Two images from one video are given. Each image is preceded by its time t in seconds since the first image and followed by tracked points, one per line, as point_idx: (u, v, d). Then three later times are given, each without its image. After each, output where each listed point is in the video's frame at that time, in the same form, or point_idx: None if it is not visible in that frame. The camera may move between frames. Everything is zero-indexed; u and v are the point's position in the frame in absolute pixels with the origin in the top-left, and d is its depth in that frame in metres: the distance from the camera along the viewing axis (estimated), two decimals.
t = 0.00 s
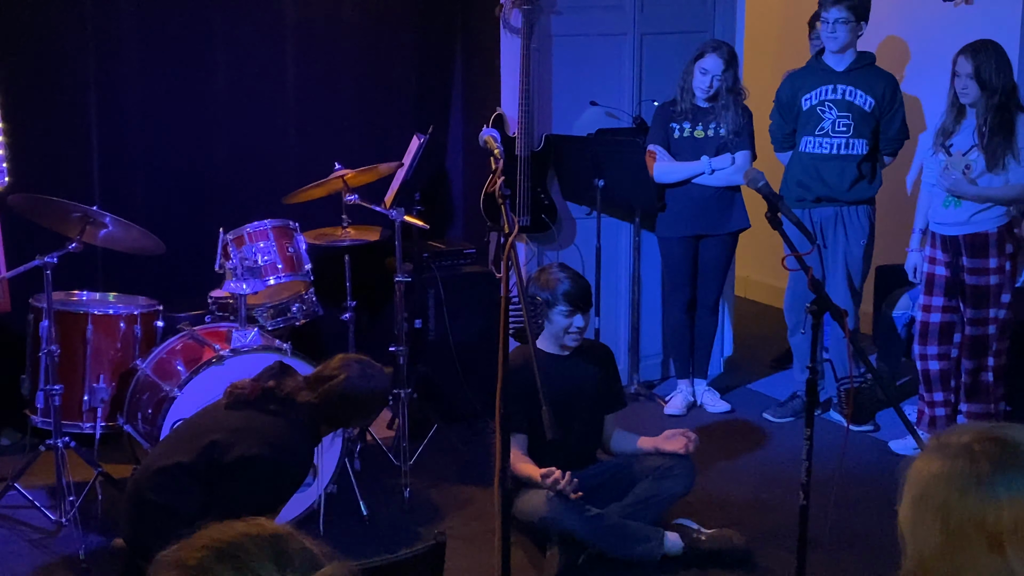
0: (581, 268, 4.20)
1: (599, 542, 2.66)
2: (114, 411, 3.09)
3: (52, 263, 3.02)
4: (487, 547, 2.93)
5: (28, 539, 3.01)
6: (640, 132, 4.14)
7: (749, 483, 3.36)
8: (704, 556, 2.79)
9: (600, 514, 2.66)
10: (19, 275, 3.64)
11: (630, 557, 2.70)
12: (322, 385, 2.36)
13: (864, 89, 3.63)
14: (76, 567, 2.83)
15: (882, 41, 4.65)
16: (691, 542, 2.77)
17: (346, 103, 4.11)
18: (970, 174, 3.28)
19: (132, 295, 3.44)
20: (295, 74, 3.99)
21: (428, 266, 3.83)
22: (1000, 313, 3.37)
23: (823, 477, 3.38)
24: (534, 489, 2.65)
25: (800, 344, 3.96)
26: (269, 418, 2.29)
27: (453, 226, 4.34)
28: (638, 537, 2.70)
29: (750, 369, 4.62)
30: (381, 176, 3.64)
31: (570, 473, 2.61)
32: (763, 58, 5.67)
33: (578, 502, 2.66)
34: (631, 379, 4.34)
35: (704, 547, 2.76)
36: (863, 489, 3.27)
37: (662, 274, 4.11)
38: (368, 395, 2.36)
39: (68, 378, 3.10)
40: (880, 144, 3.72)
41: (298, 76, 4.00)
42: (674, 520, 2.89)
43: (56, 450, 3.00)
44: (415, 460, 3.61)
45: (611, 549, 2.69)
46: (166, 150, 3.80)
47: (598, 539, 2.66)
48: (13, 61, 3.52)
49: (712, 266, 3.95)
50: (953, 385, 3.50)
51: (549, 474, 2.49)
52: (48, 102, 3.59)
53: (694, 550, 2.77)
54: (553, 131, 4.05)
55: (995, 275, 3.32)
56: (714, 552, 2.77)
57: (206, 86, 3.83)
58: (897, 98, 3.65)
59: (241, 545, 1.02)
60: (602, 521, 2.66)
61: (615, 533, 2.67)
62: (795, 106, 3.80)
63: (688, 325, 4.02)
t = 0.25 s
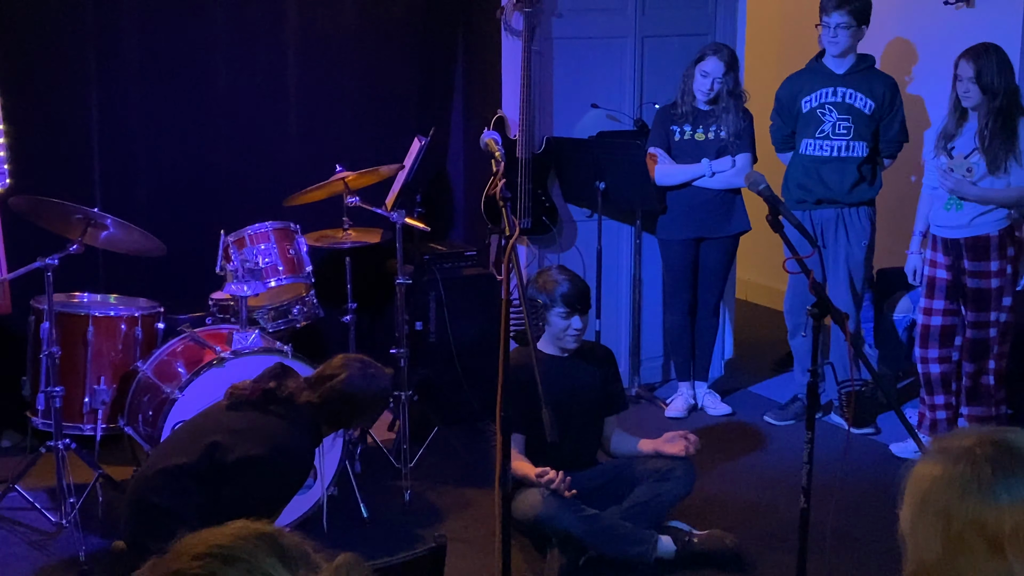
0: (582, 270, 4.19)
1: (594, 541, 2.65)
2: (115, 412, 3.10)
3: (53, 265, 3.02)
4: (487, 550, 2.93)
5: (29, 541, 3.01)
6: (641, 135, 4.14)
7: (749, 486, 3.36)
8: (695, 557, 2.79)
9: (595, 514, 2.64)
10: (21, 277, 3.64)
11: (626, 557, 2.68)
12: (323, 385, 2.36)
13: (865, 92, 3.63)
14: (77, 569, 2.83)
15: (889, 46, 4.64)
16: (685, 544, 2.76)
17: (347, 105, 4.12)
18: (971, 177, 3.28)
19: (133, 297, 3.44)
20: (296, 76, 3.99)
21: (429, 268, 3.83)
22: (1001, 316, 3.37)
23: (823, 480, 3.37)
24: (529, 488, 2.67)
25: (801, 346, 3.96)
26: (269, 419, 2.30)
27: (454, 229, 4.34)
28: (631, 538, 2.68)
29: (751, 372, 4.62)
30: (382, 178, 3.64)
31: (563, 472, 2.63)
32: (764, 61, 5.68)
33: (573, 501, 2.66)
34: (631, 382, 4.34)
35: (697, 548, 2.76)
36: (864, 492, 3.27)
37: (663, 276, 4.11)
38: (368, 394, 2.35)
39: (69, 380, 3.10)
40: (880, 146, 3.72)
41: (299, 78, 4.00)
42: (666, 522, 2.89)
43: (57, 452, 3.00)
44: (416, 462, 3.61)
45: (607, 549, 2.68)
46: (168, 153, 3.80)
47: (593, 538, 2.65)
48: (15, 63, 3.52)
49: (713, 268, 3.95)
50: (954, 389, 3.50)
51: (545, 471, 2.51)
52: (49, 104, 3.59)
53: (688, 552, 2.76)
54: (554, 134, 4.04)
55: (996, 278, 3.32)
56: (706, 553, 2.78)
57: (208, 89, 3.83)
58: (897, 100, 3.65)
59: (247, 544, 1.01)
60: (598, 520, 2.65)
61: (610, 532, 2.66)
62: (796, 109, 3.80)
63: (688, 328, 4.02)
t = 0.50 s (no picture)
0: (583, 271, 4.19)
1: (601, 544, 2.62)
2: (115, 413, 3.10)
3: (54, 266, 3.02)
4: (488, 551, 2.93)
5: (29, 542, 3.00)
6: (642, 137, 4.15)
7: (749, 488, 3.35)
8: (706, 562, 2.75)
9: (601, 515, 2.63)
10: (21, 278, 3.64)
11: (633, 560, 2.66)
12: (321, 384, 2.36)
13: (866, 93, 3.63)
14: (77, 569, 2.83)
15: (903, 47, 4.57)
16: (691, 548, 2.74)
17: (348, 106, 4.12)
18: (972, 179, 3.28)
19: (133, 298, 3.44)
20: (297, 78, 3.99)
21: (429, 270, 3.83)
22: (1001, 319, 3.37)
23: (824, 482, 3.37)
24: (536, 489, 2.64)
25: (802, 348, 3.96)
26: (268, 420, 2.30)
27: (454, 230, 4.34)
28: (639, 540, 2.66)
29: (752, 374, 4.61)
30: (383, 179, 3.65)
31: (570, 472, 2.63)
32: (765, 63, 5.68)
33: (578, 503, 2.65)
34: (632, 384, 4.34)
35: (705, 551, 2.74)
36: (865, 494, 3.26)
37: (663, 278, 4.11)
38: (369, 392, 2.35)
39: (70, 381, 3.10)
40: (882, 147, 3.72)
41: (300, 79, 4.00)
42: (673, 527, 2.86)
43: (57, 453, 3.00)
44: (417, 463, 3.61)
45: (612, 553, 2.64)
46: (168, 154, 3.81)
47: (601, 540, 2.62)
48: (15, 64, 3.52)
49: (714, 270, 3.95)
50: (955, 391, 3.49)
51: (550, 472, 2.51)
52: (50, 106, 3.59)
53: (697, 555, 2.73)
54: (555, 135, 4.04)
55: (997, 280, 3.32)
56: (717, 557, 2.75)
57: (208, 90, 3.83)
58: (898, 101, 3.65)
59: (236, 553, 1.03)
60: (603, 522, 2.63)
61: (615, 535, 2.63)
62: (797, 111, 3.80)
63: (689, 329, 4.02)
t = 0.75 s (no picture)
0: (584, 273, 4.19)
1: (605, 546, 2.62)
2: (116, 414, 3.09)
3: (55, 266, 3.01)
4: (488, 553, 2.92)
5: (29, 543, 3.00)
6: (643, 138, 4.15)
7: (750, 489, 3.35)
8: (711, 563, 2.75)
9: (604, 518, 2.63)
10: (22, 278, 3.64)
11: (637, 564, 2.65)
12: (320, 383, 2.37)
13: (869, 94, 3.63)
14: (77, 570, 2.83)
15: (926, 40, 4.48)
16: (693, 550, 2.74)
17: (349, 107, 4.12)
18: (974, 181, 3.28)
19: (134, 299, 3.44)
20: (299, 79, 4.00)
21: (431, 271, 3.83)
22: (1002, 321, 3.37)
23: (824, 484, 3.37)
24: (539, 491, 2.64)
25: (804, 349, 3.95)
26: (268, 420, 2.30)
27: (455, 231, 4.34)
28: (645, 543, 2.65)
29: (753, 375, 4.61)
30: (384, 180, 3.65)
31: (573, 475, 2.61)
32: (766, 65, 5.68)
33: (581, 505, 2.65)
34: (633, 386, 4.34)
35: (707, 555, 2.74)
36: (865, 497, 3.26)
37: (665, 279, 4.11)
38: (369, 391, 2.37)
39: (70, 381, 3.10)
40: (885, 148, 3.72)
41: (301, 80, 4.00)
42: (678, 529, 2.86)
43: (57, 454, 3.00)
44: (418, 465, 3.61)
45: (615, 556, 2.64)
46: (170, 155, 3.81)
47: (604, 543, 2.62)
48: (16, 65, 3.52)
49: (715, 271, 3.94)
50: (956, 393, 3.49)
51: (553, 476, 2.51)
52: (51, 106, 3.60)
53: (698, 558, 2.74)
54: (557, 136, 4.04)
55: (998, 282, 3.32)
56: (718, 560, 2.75)
57: (209, 91, 3.84)
58: (901, 102, 3.66)
59: (223, 557, 1.03)
60: (606, 525, 2.63)
61: (617, 538, 2.63)
62: (800, 113, 3.79)
63: (690, 331, 4.02)
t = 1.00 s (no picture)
0: (585, 274, 4.19)
1: (601, 548, 2.63)
2: (117, 414, 3.09)
3: (55, 267, 3.01)
4: (489, 554, 2.92)
5: (30, 543, 3.00)
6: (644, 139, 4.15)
7: (751, 491, 3.35)
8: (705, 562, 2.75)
9: (600, 520, 2.63)
10: (23, 279, 3.64)
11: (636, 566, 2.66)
12: (320, 383, 2.37)
13: (871, 95, 3.64)
14: (77, 571, 2.83)
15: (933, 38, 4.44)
16: (690, 548, 2.74)
17: (350, 107, 4.12)
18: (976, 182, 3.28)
19: (134, 300, 3.45)
20: (300, 80, 4.00)
21: (431, 272, 3.82)
22: (1003, 323, 3.37)
23: (825, 485, 3.37)
24: (534, 496, 2.65)
25: (806, 350, 3.96)
26: (269, 421, 2.29)
27: (456, 232, 4.35)
28: (638, 542, 2.65)
29: (754, 376, 4.61)
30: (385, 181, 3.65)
31: (567, 480, 2.61)
32: (767, 66, 5.68)
33: (576, 509, 2.64)
34: (634, 387, 4.34)
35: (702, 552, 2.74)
36: (866, 498, 3.26)
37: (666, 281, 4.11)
38: (366, 392, 2.36)
39: (71, 382, 3.10)
40: (888, 148, 3.71)
41: (302, 81, 4.00)
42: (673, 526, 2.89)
43: (58, 454, 3.00)
44: (418, 466, 3.61)
45: (613, 557, 2.65)
46: (170, 156, 3.81)
47: (599, 545, 2.63)
48: (17, 67, 3.52)
49: (716, 273, 3.94)
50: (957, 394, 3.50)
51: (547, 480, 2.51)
52: (52, 107, 3.60)
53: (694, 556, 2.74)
54: (558, 138, 4.04)
55: (999, 284, 3.32)
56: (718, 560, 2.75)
57: (210, 92, 3.84)
58: (904, 102, 3.65)
59: (220, 558, 1.03)
60: (602, 526, 2.63)
61: (616, 539, 2.63)
62: (803, 114, 3.79)
63: (690, 332, 4.02)
